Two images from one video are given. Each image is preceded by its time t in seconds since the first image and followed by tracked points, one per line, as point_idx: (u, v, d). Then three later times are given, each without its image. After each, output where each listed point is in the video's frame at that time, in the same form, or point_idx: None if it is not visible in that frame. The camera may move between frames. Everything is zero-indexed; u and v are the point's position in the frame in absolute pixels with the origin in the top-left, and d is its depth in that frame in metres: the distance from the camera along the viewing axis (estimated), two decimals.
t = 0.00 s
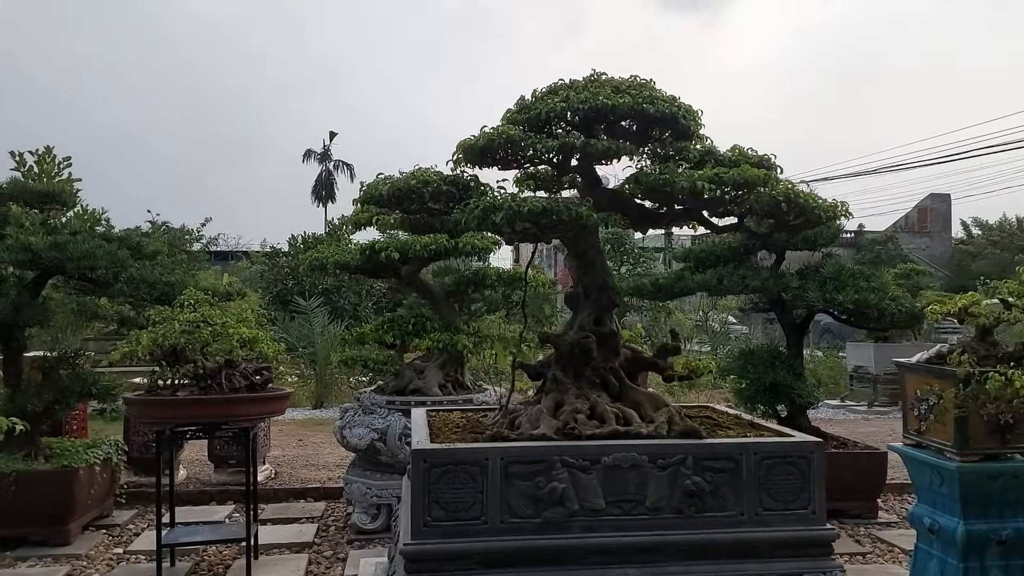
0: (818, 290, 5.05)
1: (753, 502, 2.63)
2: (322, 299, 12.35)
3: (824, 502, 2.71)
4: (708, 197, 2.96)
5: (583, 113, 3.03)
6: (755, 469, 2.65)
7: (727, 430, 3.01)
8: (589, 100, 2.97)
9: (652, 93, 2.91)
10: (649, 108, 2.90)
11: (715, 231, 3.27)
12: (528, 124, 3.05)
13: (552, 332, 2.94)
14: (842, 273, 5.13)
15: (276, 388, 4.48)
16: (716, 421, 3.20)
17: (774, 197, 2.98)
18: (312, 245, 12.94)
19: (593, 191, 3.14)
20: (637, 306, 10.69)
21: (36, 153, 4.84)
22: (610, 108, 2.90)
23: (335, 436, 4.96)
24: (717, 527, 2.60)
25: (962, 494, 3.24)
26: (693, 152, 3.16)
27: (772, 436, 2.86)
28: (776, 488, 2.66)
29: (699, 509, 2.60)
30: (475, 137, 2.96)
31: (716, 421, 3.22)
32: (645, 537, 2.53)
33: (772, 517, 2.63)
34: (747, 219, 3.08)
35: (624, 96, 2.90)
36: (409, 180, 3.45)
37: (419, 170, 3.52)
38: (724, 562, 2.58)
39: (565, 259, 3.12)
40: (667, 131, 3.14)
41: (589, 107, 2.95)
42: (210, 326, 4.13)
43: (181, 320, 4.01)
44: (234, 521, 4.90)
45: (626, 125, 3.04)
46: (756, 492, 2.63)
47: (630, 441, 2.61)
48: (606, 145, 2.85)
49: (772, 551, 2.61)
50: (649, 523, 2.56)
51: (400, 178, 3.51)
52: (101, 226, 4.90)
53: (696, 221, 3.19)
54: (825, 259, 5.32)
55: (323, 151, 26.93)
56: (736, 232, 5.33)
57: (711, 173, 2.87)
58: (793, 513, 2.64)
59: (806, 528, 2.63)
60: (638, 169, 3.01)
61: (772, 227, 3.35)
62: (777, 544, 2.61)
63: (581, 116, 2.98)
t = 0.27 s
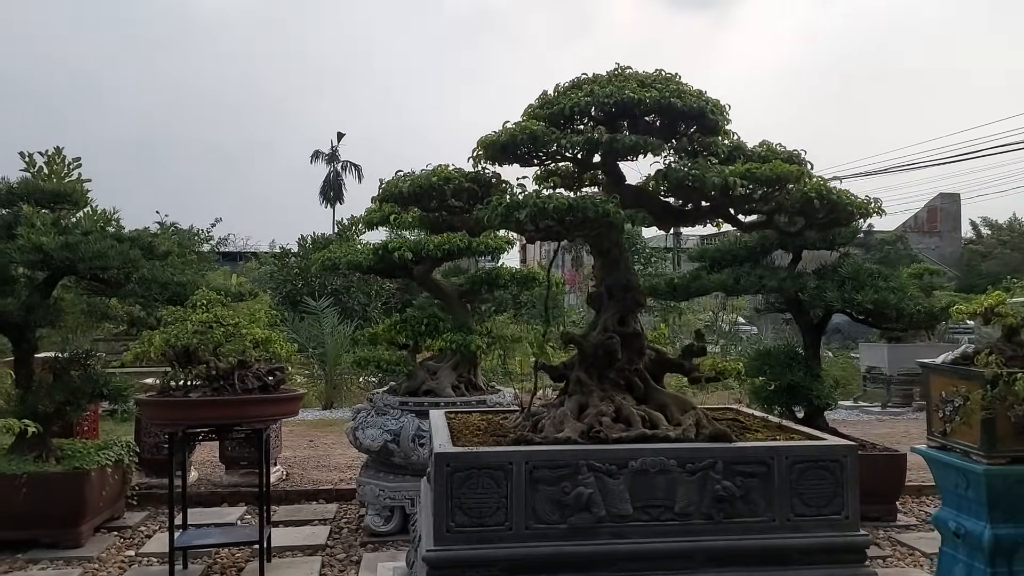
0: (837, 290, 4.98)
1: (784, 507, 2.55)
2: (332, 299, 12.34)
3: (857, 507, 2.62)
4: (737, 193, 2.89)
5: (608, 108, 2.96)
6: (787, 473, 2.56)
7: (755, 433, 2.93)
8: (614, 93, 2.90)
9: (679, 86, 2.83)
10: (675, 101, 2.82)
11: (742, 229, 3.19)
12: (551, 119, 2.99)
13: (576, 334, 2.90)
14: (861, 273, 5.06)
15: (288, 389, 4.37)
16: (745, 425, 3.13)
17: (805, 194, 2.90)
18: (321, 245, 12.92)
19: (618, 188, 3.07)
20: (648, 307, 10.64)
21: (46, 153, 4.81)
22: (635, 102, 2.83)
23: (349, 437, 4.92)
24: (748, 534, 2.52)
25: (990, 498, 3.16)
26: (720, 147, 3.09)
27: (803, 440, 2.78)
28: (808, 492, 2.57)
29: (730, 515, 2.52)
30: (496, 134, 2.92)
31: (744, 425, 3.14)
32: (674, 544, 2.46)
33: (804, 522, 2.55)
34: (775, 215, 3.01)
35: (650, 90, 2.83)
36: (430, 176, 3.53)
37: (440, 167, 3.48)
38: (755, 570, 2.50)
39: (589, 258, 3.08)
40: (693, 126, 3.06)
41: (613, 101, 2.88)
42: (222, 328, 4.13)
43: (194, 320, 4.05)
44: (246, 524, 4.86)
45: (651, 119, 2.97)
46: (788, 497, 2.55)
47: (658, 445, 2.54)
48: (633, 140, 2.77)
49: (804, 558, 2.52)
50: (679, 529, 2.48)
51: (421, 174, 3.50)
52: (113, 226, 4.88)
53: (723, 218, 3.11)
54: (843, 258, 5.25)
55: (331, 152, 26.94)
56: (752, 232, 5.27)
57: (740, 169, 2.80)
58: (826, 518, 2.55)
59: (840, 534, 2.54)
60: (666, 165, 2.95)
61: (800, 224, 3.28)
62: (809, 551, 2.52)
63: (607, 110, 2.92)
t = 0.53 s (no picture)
0: (863, 288, 4.91)
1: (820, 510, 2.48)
2: (351, 299, 12.37)
3: (893, 509, 2.55)
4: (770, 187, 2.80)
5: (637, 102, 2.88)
6: (823, 474, 2.49)
7: (789, 434, 2.87)
8: (645, 86, 2.82)
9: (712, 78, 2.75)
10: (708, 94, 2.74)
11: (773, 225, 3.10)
12: (579, 113, 2.92)
13: (606, 331, 2.84)
14: (888, 271, 4.99)
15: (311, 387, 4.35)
16: (776, 424, 3.06)
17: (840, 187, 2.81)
18: (340, 244, 12.96)
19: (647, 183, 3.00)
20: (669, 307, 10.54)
21: (70, 153, 4.83)
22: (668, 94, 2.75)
23: (370, 436, 4.90)
24: (782, 536, 2.46)
25: None
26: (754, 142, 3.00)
27: (839, 440, 2.71)
28: (846, 494, 2.50)
29: (764, 517, 2.46)
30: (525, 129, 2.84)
31: (775, 425, 3.08)
32: (707, 547, 2.40)
33: (841, 525, 2.48)
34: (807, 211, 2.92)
35: (682, 82, 2.74)
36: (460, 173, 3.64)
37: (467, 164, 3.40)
38: (791, 573, 2.44)
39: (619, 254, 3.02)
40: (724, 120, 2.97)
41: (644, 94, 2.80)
42: (245, 327, 4.17)
43: (216, 318, 4.11)
44: (267, 523, 4.87)
45: (683, 113, 2.89)
46: (824, 499, 2.48)
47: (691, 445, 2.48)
48: (665, 134, 2.69)
49: (841, 561, 2.46)
50: (712, 531, 2.43)
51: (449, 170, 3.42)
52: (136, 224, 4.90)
53: (755, 215, 3.02)
54: (869, 256, 5.17)
55: (350, 152, 27.04)
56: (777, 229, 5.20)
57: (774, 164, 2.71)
58: (863, 521, 2.49)
59: (879, 536, 2.47)
60: (698, 160, 2.88)
61: (833, 221, 3.18)
62: (846, 554, 2.46)
63: (639, 105, 2.84)
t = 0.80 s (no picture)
0: (909, 284, 4.80)
1: (877, 509, 2.34)
2: (386, 296, 12.45)
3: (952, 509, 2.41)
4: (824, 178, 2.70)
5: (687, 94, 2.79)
6: (879, 472, 2.35)
7: (842, 432, 2.75)
8: (695, 77, 2.72)
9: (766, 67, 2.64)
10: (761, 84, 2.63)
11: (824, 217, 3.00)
12: (626, 104, 2.83)
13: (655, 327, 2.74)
14: (934, 267, 4.88)
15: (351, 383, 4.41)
16: (827, 422, 2.96)
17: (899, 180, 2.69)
18: (375, 242, 13.06)
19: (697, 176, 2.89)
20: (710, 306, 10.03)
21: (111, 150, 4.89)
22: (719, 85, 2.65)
23: (408, 432, 4.90)
24: (838, 536, 2.33)
25: None
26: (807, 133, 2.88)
27: (893, 437, 2.57)
28: (903, 493, 2.37)
29: (818, 516, 2.32)
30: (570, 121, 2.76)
31: (825, 422, 2.98)
32: (761, 546, 2.28)
33: (898, 524, 2.35)
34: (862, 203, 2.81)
35: (734, 72, 2.64)
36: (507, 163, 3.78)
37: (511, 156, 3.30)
38: (846, 574, 2.32)
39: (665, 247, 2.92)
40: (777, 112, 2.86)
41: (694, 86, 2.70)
42: (287, 321, 4.19)
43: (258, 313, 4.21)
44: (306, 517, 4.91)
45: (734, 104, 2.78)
46: (880, 499, 2.34)
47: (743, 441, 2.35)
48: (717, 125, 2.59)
49: (898, 562, 2.33)
50: (766, 530, 2.30)
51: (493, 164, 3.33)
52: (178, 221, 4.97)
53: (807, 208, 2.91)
54: (915, 252, 5.07)
55: (383, 150, 27.21)
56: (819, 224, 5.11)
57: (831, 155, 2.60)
58: (921, 521, 2.35)
59: (938, 537, 2.34)
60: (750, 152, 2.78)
61: (886, 214, 3.08)
62: (903, 555, 2.33)
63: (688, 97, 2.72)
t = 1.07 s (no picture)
0: (955, 279, 4.69)
1: (940, 509, 2.26)
2: (417, 292, 12.47)
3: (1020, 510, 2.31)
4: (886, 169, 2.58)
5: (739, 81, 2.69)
6: (943, 472, 2.26)
7: (901, 429, 2.66)
8: (748, 64, 2.62)
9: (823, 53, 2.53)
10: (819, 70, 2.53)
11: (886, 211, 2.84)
12: (675, 93, 2.74)
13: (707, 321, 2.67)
14: (981, 261, 4.76)
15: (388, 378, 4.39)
16: (883, 419, 2.87)
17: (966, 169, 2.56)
18: (405, 239, 13.08)
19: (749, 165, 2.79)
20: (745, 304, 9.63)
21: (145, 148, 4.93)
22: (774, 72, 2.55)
23: (443, 427, 4.88)
24: (899, 537, 2.24)
25: None
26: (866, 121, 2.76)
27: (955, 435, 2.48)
28: (967, 493, 2.28)
29: (879, 516, 2.25)
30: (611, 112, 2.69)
31: (881, 419, 2.89)
32: (820, 547, 2.21)
33: (962, 526, 2.25)
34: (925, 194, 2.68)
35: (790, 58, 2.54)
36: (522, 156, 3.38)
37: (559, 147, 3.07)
38: None
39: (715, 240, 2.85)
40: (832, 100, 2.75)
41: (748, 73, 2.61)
42: (324, 316, 4.24)
43: (297, 308, 4.25)
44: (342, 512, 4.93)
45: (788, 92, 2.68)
46: (943, 499, 2.26)
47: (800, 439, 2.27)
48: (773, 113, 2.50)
49: (963, 565, 2.24)
50: (824, 530, 2.23)
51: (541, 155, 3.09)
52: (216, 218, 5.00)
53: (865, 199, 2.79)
54: (960, 246, 4.95)
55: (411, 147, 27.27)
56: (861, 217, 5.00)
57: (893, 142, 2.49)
58: (987, 522, 2.25)
59: (1005, 539, 2.24)
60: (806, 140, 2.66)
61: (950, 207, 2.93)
62: (969, 557, 2.24)
63: (734, 87, 2.63)
